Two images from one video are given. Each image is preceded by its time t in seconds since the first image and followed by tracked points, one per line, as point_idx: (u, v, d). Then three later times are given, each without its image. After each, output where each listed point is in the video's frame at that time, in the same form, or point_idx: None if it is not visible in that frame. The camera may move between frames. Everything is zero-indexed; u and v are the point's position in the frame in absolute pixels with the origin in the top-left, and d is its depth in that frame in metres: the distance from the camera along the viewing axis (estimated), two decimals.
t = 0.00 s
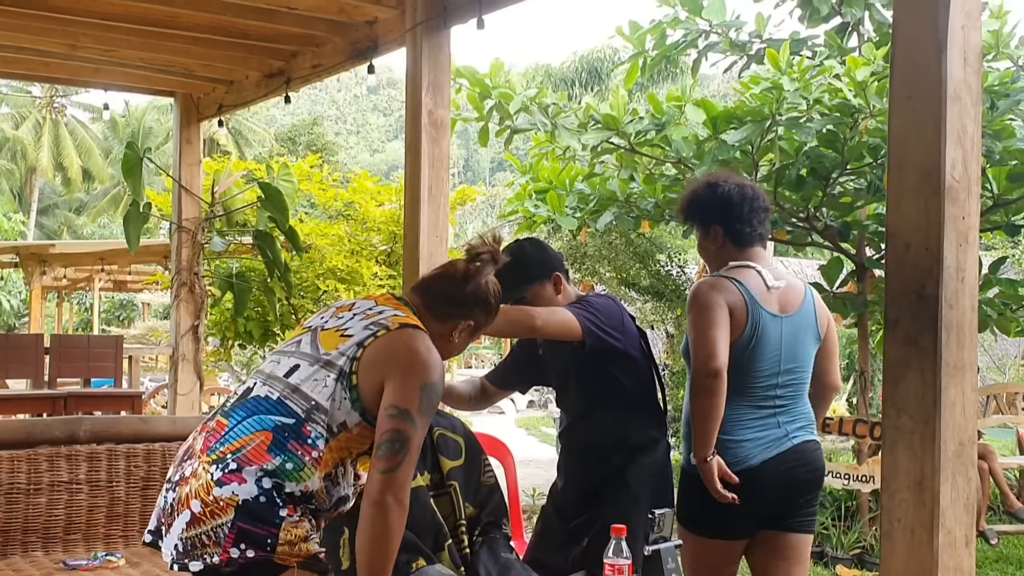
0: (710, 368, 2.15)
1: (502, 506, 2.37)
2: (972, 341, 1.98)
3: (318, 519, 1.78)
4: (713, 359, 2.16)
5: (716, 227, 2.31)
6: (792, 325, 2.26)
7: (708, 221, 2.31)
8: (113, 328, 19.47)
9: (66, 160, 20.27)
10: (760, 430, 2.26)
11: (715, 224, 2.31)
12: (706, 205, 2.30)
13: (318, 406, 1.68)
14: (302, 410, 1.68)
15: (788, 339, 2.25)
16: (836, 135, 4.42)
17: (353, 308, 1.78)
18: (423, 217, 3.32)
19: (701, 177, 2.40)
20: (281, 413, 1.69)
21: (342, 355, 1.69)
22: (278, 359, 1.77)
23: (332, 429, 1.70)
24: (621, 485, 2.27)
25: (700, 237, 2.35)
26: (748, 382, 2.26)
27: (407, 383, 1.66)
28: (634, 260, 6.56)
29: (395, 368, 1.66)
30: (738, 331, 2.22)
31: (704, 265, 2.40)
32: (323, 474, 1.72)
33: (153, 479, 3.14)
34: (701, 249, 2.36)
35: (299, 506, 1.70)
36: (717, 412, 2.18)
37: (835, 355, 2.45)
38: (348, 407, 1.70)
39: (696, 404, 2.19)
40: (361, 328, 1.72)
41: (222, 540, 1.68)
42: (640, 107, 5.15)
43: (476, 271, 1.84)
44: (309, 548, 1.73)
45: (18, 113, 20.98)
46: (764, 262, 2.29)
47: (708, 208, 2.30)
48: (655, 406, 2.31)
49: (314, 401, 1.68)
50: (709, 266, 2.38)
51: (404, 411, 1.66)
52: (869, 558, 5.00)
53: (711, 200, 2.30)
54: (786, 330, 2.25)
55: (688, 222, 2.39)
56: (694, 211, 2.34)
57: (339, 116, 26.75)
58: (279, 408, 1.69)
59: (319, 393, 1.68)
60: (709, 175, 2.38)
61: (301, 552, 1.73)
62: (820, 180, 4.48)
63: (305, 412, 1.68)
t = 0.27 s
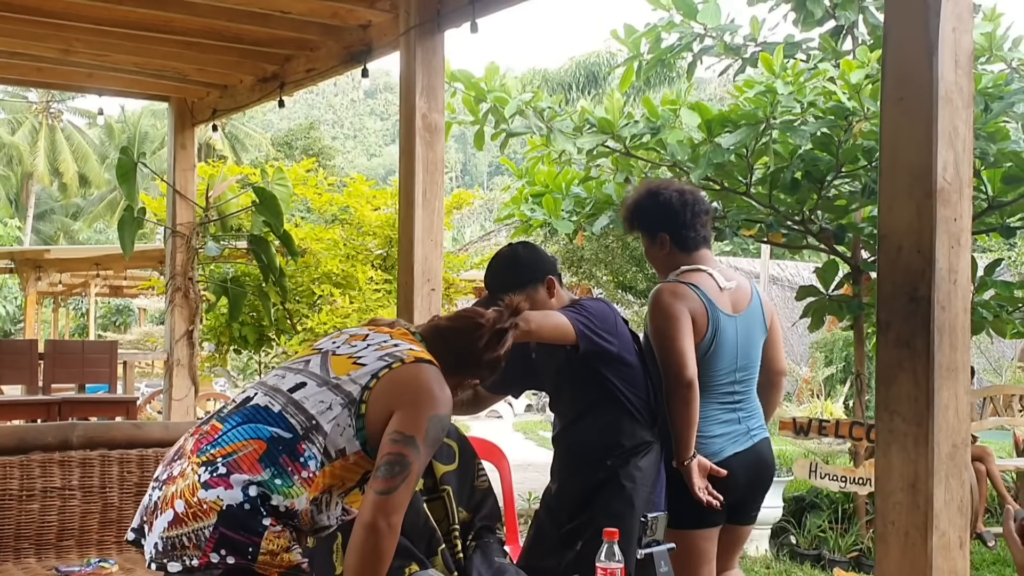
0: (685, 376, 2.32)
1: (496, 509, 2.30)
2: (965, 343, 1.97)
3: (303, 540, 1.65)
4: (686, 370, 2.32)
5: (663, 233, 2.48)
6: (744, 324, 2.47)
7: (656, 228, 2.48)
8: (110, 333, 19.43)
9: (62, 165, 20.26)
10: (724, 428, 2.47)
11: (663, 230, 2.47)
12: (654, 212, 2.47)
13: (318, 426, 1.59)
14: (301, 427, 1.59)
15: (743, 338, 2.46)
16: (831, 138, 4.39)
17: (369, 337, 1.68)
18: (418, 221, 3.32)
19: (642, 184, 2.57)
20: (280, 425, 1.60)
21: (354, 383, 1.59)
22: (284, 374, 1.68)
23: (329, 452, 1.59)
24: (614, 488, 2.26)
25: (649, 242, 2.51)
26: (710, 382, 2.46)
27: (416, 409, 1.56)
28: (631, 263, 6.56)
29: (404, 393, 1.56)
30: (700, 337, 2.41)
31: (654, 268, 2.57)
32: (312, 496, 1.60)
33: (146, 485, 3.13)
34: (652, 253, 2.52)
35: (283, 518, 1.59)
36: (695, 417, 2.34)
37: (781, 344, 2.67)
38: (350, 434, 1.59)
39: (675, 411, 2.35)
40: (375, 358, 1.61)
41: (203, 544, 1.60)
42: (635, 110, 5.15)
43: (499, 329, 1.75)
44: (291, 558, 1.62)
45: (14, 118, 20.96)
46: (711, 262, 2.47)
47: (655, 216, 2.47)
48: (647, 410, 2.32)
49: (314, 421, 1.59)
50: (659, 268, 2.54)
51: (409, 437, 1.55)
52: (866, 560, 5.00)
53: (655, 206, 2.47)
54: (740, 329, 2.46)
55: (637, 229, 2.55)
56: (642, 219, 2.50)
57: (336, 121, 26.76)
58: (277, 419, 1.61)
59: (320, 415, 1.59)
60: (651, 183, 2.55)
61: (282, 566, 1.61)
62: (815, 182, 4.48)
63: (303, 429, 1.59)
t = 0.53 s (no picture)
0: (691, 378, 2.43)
1: (496, 510, 2.20)
2: (963, 343, 1.98)
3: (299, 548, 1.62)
4: (685, 369, 2.43)
5: (625, 243, 2.54)
6: (711, 324, 2.63)
7: (619, 239, 2.54)
8: (109, 339, 19.42)
9: (61, 171, 20.26)
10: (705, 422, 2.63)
11: (625, 240, 2.54)
12: (616, 224, 2.53)
13: (324, 441, 1.56)
14: (308, 440, 1.57)
15: (711, 336, 2.63)
16: (828, 138, 4.39)
17: (380, 359, 1.66)
18: (415, 224, 3.32)
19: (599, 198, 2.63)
20: (287, 436, 1.58)
21: (366, 406, 1.58)
22: (294, 385, 1.65)
23: (333, 468, 1.56)
24: (611, 490, 2.26)
25: (613, 253, 2.57)
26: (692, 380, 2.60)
27: (426, 431, 1.55)
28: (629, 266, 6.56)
29: (416, 416, 1.56)
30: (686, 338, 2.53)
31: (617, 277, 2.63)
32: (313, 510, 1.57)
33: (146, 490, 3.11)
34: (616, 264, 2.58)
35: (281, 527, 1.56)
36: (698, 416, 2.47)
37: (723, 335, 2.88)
38: (358, 455, 1.57)
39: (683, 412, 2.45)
40: (387, 382, 1.60)
41: (200, 545, 1.59)
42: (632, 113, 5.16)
43: (507, 374, 1.70)
44: (288, 563, 1.60)
45: (12, 124, 20.97)
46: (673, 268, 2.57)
47: (618, 227, 2.53)
48: (643, 412, 2.32)
49: (321, 435, 1.57)
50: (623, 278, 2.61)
51: (421, 459, 1.54)
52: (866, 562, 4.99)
53: (614, 217, 2.54)
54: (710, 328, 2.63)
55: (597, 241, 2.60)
56: (605, 232, 2.56)
57: (334, 125, 26.78)
58: (284, 429, 1.58)
59: (328, 433, 1.57)
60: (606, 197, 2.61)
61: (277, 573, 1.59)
62: (812, 184, 4.49)
63: (309, 443, 1.56)
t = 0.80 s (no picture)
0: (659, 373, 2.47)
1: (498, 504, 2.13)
2: (964, 334, 1.98)
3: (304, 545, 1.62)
4: (656, 364, 2.47)
5: (594, 243, 2.52)
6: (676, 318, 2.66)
7: (587, 239, 2.52)
8: (108, 339, 19.41)
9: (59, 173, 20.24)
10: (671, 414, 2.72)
11: (593, 241, 2.52)
12: (585, 224, 2.51)
13: (333, 446, 1.55)
14: (315, 442, 1.56)
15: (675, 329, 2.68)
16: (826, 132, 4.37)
17: (391, 367, 1.65)
18: (413, 221, 3.32)
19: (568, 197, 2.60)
20: (296, 437, 1.57)
21: (377, 414, 1.56)
22: (303, 387, 1.64)
23: (339, 473, 1.55)
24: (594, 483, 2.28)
25: (581, 253, 2.55)
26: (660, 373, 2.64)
27: (437, 437, 1.53)
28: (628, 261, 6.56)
29: (427, 424, 1.54)
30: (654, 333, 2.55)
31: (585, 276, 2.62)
32: (317, 511, 1.56)
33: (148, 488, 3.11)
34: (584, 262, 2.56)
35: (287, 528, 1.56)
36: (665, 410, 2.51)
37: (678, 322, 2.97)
38: (368, 463, 1.56)
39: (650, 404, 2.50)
40: (397, 392, 1.58)
41: (204, 540, 1.59)
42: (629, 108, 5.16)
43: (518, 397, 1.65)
44: (291, 559, 1.61)
45: (10, 125, 20.95)
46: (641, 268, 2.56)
47: (586, 228, 2.51)
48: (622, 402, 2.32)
49: (330, 439, 1.56)
50: (592, 276, 2.60)
51: (434, 462, 1.51)
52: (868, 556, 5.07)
53: (583, 217, 2.52)
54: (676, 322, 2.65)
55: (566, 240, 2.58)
56: (573, 232, 2.54)
57: (331, 124, 26.78)
58: (292, 430, 1.58)
59: (337, 436, 1.56)
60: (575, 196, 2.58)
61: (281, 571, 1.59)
62: (811, 177, 4.50)
63: (317, 445, 1.56)
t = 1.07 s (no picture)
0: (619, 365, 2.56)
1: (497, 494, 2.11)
2: (960, 322, 1.99)
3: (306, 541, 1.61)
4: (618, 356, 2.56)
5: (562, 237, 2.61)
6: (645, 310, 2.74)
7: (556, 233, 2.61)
8: (104, 336, 19.35)
9: (53, 170, 20.17)
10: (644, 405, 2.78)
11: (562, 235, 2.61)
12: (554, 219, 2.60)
13: (335, 443, 1.55)
14: (316, 439, 1.56)
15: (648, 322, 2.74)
16: (820, 121, 4.40)
17: (392, 365, 1.65)
18: (408, 214, 3.31)
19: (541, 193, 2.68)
20: (299, 432, 1.57)
21: (378, 411, 1.56)
22: (305, 382, 1.64)
23: (341, 469, 1.55)
24: (576, 465, 2.33)
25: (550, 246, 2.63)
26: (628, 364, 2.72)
27: (440, 436, 1.53)
28: (623, 253, 6.56)
29: (429, 423, 1.54)
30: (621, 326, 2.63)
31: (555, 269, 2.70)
32: (317, 505, 1.56)
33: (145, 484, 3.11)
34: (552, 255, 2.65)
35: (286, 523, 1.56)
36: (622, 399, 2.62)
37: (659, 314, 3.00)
38: (369, 461, 1.56)
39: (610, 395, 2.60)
40: (400, 389, 1.58)
41: (204, 532, 1.59)
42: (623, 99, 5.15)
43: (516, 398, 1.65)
44: (291, 552, 1.59)
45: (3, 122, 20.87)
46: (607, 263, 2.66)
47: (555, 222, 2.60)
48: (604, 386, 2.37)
49: (330, 435, 1.55)
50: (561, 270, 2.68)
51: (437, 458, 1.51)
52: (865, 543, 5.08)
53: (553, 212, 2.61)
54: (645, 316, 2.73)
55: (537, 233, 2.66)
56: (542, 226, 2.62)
57: (325, 118, 26.70)
58: (294, 426, 1.58)
59: (339, 434, 1.55)
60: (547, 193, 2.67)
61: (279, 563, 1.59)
62: (806, 167, 4.50)
63: (318, 442, 1.56)
